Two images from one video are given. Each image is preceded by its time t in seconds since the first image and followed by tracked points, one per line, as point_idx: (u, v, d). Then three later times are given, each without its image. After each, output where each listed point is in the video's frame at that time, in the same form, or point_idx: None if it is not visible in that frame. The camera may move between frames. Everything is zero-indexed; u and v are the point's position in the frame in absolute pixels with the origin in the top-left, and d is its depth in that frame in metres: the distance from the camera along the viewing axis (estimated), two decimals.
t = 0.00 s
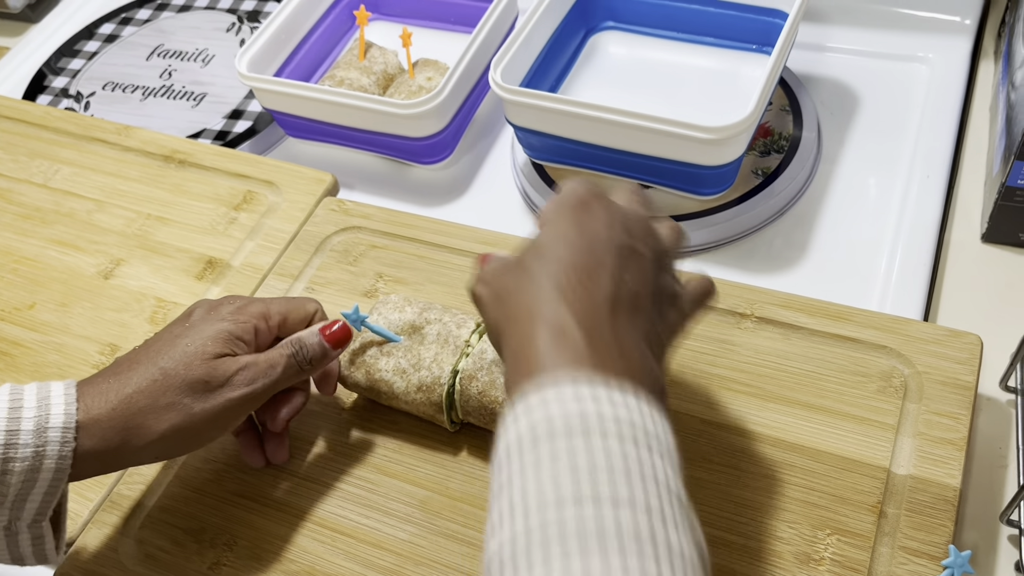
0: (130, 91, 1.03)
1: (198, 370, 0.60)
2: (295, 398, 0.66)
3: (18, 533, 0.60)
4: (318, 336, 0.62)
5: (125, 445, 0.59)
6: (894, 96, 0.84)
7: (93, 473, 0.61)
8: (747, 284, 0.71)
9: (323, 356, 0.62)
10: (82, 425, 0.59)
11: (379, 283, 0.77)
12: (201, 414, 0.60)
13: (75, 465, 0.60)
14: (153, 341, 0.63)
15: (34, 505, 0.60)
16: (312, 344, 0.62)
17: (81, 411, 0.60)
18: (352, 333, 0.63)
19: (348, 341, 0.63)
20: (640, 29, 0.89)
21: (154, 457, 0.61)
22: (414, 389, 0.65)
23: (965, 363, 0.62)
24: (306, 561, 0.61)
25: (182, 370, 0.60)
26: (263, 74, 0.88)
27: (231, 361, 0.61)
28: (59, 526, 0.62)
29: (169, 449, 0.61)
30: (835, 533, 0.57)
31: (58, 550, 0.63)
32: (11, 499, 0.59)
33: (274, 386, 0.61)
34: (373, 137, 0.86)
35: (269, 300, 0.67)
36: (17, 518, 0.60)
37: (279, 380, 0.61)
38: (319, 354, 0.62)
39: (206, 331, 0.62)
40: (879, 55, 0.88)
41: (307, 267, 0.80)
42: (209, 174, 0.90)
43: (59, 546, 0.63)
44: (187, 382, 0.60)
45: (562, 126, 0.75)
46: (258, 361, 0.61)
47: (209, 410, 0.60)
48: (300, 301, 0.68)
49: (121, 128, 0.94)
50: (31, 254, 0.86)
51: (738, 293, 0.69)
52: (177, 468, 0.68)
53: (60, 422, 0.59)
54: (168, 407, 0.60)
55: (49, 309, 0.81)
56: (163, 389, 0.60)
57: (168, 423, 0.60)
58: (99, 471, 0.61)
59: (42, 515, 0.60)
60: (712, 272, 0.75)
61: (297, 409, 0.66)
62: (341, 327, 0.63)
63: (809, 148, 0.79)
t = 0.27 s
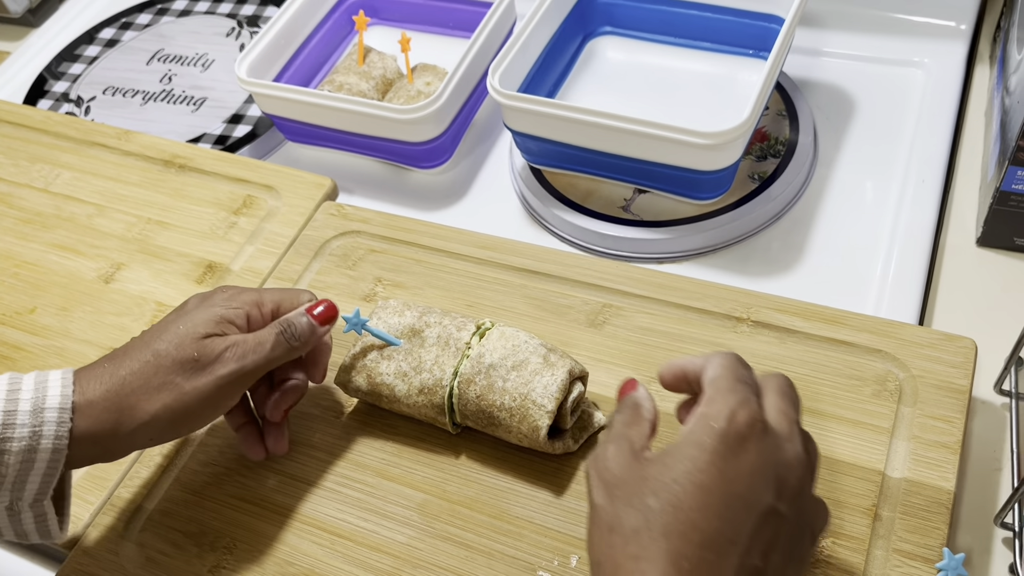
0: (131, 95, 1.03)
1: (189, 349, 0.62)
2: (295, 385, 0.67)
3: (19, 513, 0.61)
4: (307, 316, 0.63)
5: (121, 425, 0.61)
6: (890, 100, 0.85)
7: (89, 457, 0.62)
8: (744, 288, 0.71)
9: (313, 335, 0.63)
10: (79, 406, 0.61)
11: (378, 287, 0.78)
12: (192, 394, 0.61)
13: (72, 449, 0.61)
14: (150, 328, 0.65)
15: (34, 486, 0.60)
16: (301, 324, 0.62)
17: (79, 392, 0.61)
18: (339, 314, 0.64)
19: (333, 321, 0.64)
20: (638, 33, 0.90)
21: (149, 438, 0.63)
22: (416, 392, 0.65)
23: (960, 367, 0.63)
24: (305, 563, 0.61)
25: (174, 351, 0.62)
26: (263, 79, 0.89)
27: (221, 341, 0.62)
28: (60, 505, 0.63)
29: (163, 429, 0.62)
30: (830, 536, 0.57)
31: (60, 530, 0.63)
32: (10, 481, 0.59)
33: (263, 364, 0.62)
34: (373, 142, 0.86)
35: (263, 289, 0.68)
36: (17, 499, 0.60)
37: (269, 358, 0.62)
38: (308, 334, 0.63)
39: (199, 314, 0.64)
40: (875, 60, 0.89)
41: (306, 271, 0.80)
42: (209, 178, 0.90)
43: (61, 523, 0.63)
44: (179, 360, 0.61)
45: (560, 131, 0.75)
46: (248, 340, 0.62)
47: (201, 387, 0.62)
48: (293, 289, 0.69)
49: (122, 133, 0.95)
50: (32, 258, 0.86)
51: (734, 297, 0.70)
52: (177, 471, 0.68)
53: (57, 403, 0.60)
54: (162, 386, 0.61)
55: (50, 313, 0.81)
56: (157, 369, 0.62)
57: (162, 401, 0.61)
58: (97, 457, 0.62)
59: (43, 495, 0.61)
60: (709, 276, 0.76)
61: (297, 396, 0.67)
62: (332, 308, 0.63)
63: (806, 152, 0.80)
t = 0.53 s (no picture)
0: (129, 96, 1.03)
1: (141, 320, 0.62)
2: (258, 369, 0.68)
3: None
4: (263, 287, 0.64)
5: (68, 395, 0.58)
6: (888, 101, 0.85)
7: (34, 435, 0.58)
8: (742, 289, 0.71)
9: (267, 305, 0.63)
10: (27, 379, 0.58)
11: (376, 288, 0.78)
12: (143, 364, 0.61)
13: (21, 428, 0.57)
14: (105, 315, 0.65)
15: None
16: (256, 292, 0.63)
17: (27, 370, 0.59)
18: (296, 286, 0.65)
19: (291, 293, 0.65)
20: (636, 34, 0.90)
21: (99, 415, 0.60)
22: (414, 393, 0.65)
23: (958, 368, 0.62)
24: (302, 564, 0.61)
25: (126, 323, 0.62)
26: (261, 80, 0.89)
27: (172, 312, 0.63)
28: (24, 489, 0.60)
29: (112, 403, 0.60)
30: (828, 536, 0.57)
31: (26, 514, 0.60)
32: None
33: (216, 332, 0.62)
34: (371, 143, 0.86)
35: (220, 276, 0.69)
36: None
37: (219, 326, 0.62)
38: (265, 305, 0.63)
39: (153, 293, 0.65)
40: (874, 61, 0.89)
41: (304, 272, 0.80)
42: (207, 179, 0.90)
43: (25, 508, 0.60)
44: (130, 330, 0.61)
45: (558, 132, 0.75)
46: (200, 311, 0.63)
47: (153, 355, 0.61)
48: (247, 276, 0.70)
49: (120, 134, 0.95)
50: (30, 259, 0.86)
51: (732, 298, 0.70)
52: (175, 472, 0.68)
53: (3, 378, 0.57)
54: (114, 355, 0.61)
55: (48, 314, 0.81)
56: (110, 340, 0.61)
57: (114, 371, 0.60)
58: (42, 441, 0.59)
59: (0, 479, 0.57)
60: (707, 277, 0.76)
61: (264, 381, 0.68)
62: (290, 280, 0.65)
63: (804, 153, 0.80)
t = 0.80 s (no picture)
0: (131, 96, 1.03)
1: (55, 376, 0.58)
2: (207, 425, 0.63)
3: None
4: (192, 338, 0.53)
5: None
6: (890, 100, 0.85)
7: None
8: (744, 287, 0.71)
9: (200, 358, 0.53)
10: None
11: (378, 286, 0.78)
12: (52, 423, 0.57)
13: None
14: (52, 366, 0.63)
15: None
16: (187, 342, 0.53)
17: None
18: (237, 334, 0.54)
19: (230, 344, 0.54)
20: (638, 33, 0.90)
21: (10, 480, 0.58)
22: (416, 390, 0.65)
23: (960, 365, 0.63)
24: (305, 561, 0.61)
25: (46, 378, 0.58)
26: (263, 79, 0.89)
27: (89, 368, 0.57)
28: None
29: (22, 467, 0.58)
30: (830, 533, 0.57)
31: None
32: None
33: (130, 391, 0.55)
34: (373, 142, 0.86)
35: (167, 322, 0.64)
36: None
37: (141, 382, 0.54)
38: (186, 356, 0.53)
39: (83, 344, 0.61)
40: (875, 60, 0.89)
41: (306, 270, 0.80)
42: (209, 178, 0.90)
43: None
44: (41, 389, 0.58)
45: (560, 130, 0.75)
46: (121, 366, 0.56)
47: (57, 419, 0.56)
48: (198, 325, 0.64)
49: (123, 133, 0.95)
50: (33, 258, 0.86)
51: (734, 295, 0.70)
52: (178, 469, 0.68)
53: None
54: (25, 417, 0.58)
55: (51, 312, 0.81)
56: (23, 400, 0.58)
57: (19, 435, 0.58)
58: None
59: None
60: (709, 275, 0.76)
61: (213, 437, 0.63)
62: (226, 329, 0.54)
63: (806, 151, 0.80)
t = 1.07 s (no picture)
0: (132, 95, 1.04)
1: (38, 376, 0.58)
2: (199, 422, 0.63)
3: None
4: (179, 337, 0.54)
5: None
6: (889, 99, 0.85)
7: None
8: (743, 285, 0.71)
9: (186, 356, 0.53)
10: None
11: (378, 285, 0.78)
12: (37, 423, 0.56)
13: None
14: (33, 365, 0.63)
15: None
16: (173, 341, 0.54)
17: None
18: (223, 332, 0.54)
19: (217, 343, 0.54)
20: (638, 33, 0.90)
21: None
22: (416, 387, 0.65)
23: (958, 363, 0.63)
24: (306, 558, 0.61)
25: (29, 377, 0.58)
26: (264, 78, 0.89)
27: (73, 367, 0.57)
28: None
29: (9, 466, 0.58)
30: (828, 530, 0.57)
31: None
32: None
33: (114, 391, 0.54)
34: (373, 141, 0.87)
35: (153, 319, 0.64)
36: None
37: (126, 380, 0.54)
38: (173, 355, 0.53)
39: (67, 343, 0.61)
40: (874, 60, 0.89)
41: (306, 269, 0.81)
42: (210, 177, 0.90)
43: None
44: (24, 389, 0.57)
45: (560, 129, 0.75)
46: (105, 365, 0.56)
47: (41, 420, 0.56)
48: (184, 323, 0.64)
49: (124, 132, 0.95)
50: (34, 256, 0.87)
51: (733, 294, 0.70)
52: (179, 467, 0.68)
53: None
54: (9, 418, 0.57)
55: (52, 310, 0.81)
56: (7, 400, 0.58)
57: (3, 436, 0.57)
58: None
59: None
60: (708, 274, 0.76)
61: (203, 434, 0.63)
62: (212, 327, 0.54)
63: (805, 151, 0.80)
